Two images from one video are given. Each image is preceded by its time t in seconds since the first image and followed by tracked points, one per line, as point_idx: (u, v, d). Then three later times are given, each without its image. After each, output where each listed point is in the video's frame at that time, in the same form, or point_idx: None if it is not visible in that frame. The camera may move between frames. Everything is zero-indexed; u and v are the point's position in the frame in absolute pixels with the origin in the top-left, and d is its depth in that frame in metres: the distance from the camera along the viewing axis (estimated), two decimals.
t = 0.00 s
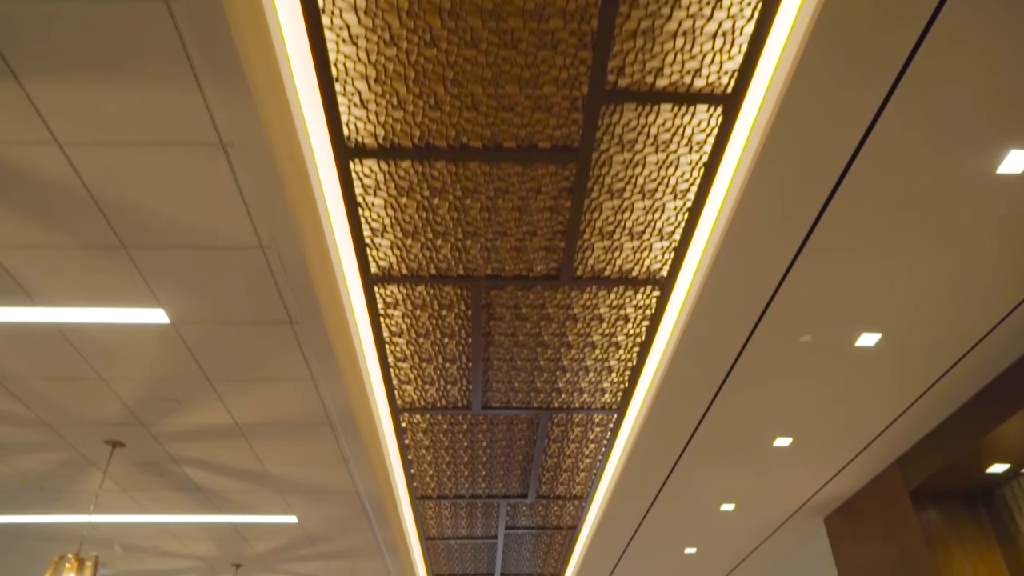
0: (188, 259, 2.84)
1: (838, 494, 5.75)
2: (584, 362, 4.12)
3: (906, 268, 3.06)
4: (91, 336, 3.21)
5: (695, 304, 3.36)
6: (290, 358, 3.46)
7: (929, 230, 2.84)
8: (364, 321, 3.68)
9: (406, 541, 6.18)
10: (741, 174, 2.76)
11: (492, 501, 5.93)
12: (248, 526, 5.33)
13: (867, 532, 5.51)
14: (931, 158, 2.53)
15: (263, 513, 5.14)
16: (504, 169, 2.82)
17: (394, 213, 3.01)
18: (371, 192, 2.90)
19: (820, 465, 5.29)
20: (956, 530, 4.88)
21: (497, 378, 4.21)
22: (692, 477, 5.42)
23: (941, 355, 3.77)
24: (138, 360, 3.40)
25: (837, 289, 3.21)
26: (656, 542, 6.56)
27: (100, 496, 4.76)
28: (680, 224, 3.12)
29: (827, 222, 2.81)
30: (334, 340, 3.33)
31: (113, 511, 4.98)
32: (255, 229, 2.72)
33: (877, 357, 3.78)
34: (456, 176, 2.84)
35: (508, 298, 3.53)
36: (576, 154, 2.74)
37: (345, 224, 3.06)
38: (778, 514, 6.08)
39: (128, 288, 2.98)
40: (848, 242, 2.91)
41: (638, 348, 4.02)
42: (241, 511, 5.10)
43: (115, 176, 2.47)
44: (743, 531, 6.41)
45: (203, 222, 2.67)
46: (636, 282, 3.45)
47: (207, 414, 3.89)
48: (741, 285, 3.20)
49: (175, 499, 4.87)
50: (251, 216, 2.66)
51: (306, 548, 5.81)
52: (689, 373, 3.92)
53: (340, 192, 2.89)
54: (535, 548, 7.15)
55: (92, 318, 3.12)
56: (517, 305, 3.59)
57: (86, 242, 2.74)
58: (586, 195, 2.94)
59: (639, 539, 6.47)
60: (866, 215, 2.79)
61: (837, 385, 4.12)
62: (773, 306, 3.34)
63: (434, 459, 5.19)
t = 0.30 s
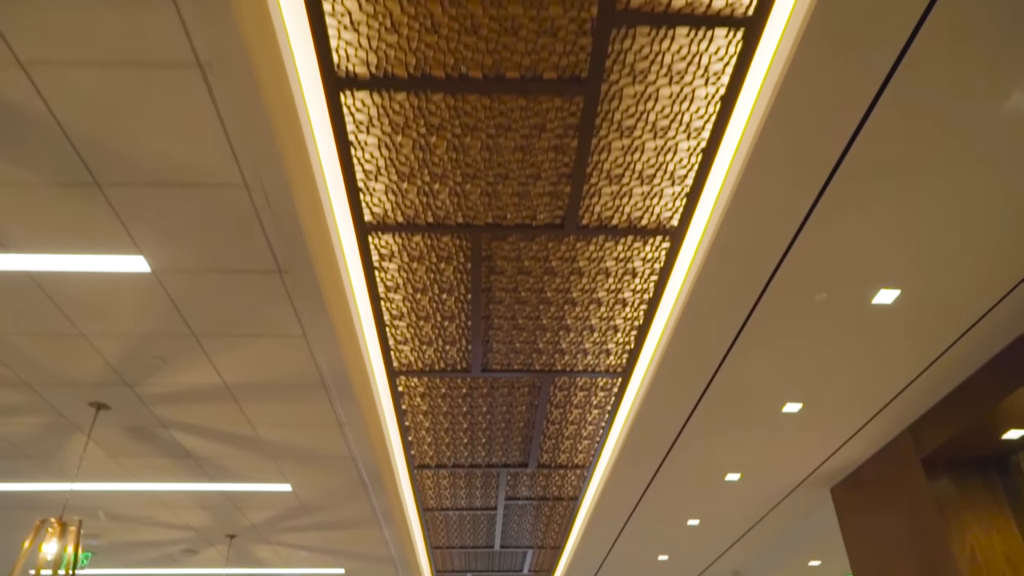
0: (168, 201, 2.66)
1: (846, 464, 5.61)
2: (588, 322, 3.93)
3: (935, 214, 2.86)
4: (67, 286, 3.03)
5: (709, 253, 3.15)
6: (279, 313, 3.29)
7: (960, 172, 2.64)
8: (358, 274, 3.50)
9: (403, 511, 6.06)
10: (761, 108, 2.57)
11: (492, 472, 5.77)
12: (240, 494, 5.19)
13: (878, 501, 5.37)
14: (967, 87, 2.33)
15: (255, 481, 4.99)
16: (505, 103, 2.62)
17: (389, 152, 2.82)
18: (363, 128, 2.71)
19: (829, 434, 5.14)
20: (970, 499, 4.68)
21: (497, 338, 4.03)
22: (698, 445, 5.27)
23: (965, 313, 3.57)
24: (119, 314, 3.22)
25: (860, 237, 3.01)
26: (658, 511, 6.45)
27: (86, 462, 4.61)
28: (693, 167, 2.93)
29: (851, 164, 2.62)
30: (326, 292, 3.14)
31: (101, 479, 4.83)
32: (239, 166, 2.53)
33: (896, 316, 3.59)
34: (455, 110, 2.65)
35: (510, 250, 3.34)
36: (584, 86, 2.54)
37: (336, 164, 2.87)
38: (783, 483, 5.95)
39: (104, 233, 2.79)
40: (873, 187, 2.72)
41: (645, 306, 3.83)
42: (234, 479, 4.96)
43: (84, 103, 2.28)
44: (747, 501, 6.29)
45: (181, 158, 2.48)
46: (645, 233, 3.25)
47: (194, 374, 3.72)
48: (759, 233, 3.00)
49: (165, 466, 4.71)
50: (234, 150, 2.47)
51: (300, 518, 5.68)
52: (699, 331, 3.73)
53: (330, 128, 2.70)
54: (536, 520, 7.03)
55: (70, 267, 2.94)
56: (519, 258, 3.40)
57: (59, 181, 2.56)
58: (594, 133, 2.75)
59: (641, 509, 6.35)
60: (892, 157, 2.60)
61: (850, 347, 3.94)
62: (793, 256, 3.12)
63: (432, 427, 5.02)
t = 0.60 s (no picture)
0: (146, 137, 2.47)
1: (855, 435, 5.45)
2: (593, 280, 3.73)
3: (965, 159, 2.67)
4: (39, 233, 2.85)
5: (723, 202, 2.95)
6: (267, 267, 3.09)
7: (999, 109, 2.44)
8: (351, 224, 3.30)
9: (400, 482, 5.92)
10: (785, 36, 2.35)
11: (491, 442, 5.62)
12: (232, 464, 5.03)
13: (889, 472, 5.22)
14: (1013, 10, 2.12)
15: (247, 449, 4.83)
16: (508, 32, 2.40)
17: (383, 88, 2.61)
18: (355, 59, 2.50)
19: (839, 404, 4.97)
20: (985, 466, 4.55)
21: (498, 298, 3.83)
22: (704, 415, 5.10)
23: (989, 271, 3.39)
24: (96, 266, 3.04)
25: (886, 186, 2.82)
26: (661, 482, 6.32)
27: (71, 429, 4.45)
28: (709, 105, 2.72)
29: (881, 100, 2.41)
30: (316, 241, 2.94)
31: (88, 446, 4.68)
32: (219, 94, 2.32)
33: (918, 274, 3.40)
34: (453, 40, 2.43)
35: (512, 198, 3.14)
36: (595, 12, 2.32)
37: (326, 100, 2.67)
38: (790, 454, 5.80)
39: (76, 174, 2.60)
40: (904, 129, 2.52)
41: (653, 263, 3.63)
42: (225, 448, 4.81)
43: (44, 24, 2.07)
44: (752, 473, 6.15)
45: (155, 86, 2.29)
46: (656, 180, 3.05)
47: (179, 333, 3.54)
48: (779, 181, 2.79)
49: (152, 433, 4.55)
50: (213, 76, 2.26)
51: (295, 489, 5.54)
52: (710, 290, 3.54)
53: (318, 58, 2.49)
54: (536, 492, 6.90)
55: (43, 213, 2.75)
56: (521, 208, 3.20)
57: (26, 115, 2.37)
58: (603, 67, 2.53)
59: (644, 481, 6.22)
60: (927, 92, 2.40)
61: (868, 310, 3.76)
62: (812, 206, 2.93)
63: (429, 394, 4.84)
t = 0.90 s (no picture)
0: (112, 66, 2.25)
1: (866, 404, 5.28)
2: (599, 236, 3.51)
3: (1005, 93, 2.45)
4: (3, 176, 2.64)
5: (742, 143, 2.74)
6: (250, 214, 2.89)
7: None
8: (341, 171, 3.09)
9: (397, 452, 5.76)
10: None
11: (491, 412, 5.44)
12: (222, 432, 4.86)
13: (901, 442, 5.05)
14: None
15: (237, 417, 4.66)
16: None
17: (373, 13, 2.38)
18: None
19: (851, 372, 4.79)
20: (1004, 434, 4.38)
21: (498, 255, 3.62)
22: (711, 383, 4.92)
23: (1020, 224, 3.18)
24: (68, 213, 2.83)
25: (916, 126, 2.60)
26: (664, 453, 6.16)
27: (52, 395, 4.27)
28: (729, 34, 2.50)
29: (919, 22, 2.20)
30: (303, 185, 2.73)
31: (71, 414, 4.50)
32: (191, 11, 2.10)
33: (943, 228, 3.20)
34: None
35: (514, 142, 2.92)
36: None
37: (311, 27, 2.44)
38: (798, 425, 5.63)
39: (39, 108, 2.39)
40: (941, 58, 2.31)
41: (663, 217, 3.42)
42: (214, 415, 4.63)
43: None
44: (758, 443, 5.99)
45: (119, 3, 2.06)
46: (669, 121, 2.83)
47: (161, 290, 3.34)
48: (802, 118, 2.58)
49: (138, 400, 4.38)
50: None
51: (288, 460, 5.37)
52: (723, 245, 3.33)
53: None
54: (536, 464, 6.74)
55: (5, 152, 2.54)
56: (524, 153, 2.99)
57: None
58: None
59: (647, 452, 6.06)
60: (968, 13, 2.18)
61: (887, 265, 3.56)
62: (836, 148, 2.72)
63: (426, 360, 4.65)
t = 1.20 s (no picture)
0: None
1: (878, 374, 5.11)
2: (605, 186, 3.31)
3: None
4: None
5: (763, 78, 2.53)
6: (235, 157, 2.69)
7: None
8: (331, 111, 2.88)
9: (394, 422, 5.61)
10: None
11: (491, 380, 5.27)
12: (212, 400, 4.69)
13: (915, 412, 4.88)
14: None
15: (228, 383, 4.49)
16: None
17: None
18: None
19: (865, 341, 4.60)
20: None
21: (499, 207, 3.42)
22: (719, 352, 4.73)
23: None
24: (37, 155, 2.64)
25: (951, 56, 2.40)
26: (668, 423, 6.01)
27: (34, 359, 4.10)
28: None
29: None
30: (288, 123, 2.52)
31: (54, 379, 4.34)
32: None
33: (972, 177, 3.00)
34: None
35: (516, 79, 2.71)
36: None
37: None
38: (808, 395, 5.46)
39: None
40: None
41: (675, 167, 3.21)
42: (204, 382, 4.47)
43: None
44: (765, 413, 5.83)
45: None
46: (684, 56, 2.62)
47: (141, 243, 3.15)
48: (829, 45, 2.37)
49: (123, 364, 4.20)
50: None
51: (282, 430, 5.22)
52: (738, 197, 3.13)
53: None
54: (537, 437, 6.59)
55: None
56: (527, 92, 2.78)
57: None
58: None
59: (651, 423, 5.89)
60: None
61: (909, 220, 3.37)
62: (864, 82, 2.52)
63: (424, 324, 4.48)
